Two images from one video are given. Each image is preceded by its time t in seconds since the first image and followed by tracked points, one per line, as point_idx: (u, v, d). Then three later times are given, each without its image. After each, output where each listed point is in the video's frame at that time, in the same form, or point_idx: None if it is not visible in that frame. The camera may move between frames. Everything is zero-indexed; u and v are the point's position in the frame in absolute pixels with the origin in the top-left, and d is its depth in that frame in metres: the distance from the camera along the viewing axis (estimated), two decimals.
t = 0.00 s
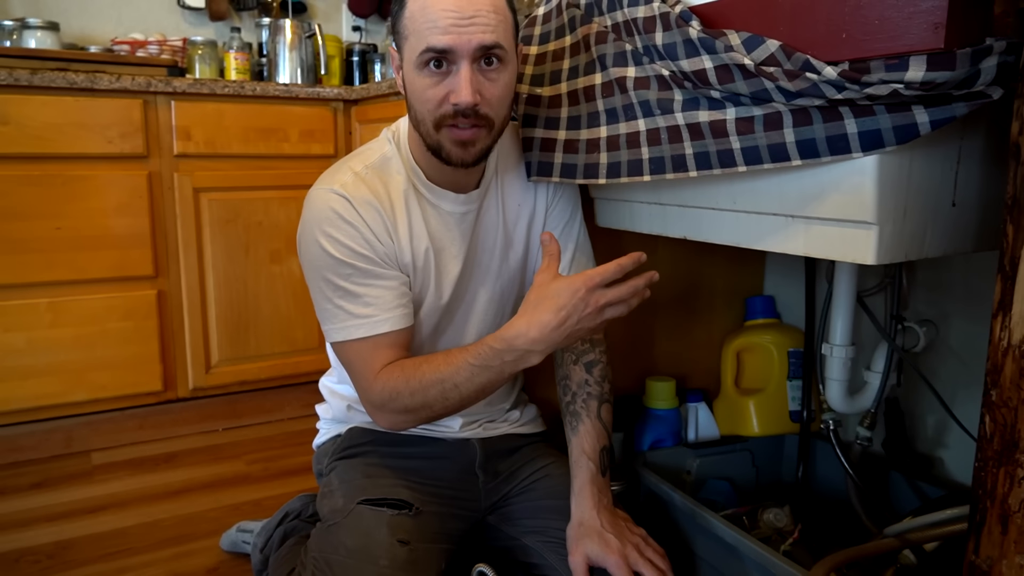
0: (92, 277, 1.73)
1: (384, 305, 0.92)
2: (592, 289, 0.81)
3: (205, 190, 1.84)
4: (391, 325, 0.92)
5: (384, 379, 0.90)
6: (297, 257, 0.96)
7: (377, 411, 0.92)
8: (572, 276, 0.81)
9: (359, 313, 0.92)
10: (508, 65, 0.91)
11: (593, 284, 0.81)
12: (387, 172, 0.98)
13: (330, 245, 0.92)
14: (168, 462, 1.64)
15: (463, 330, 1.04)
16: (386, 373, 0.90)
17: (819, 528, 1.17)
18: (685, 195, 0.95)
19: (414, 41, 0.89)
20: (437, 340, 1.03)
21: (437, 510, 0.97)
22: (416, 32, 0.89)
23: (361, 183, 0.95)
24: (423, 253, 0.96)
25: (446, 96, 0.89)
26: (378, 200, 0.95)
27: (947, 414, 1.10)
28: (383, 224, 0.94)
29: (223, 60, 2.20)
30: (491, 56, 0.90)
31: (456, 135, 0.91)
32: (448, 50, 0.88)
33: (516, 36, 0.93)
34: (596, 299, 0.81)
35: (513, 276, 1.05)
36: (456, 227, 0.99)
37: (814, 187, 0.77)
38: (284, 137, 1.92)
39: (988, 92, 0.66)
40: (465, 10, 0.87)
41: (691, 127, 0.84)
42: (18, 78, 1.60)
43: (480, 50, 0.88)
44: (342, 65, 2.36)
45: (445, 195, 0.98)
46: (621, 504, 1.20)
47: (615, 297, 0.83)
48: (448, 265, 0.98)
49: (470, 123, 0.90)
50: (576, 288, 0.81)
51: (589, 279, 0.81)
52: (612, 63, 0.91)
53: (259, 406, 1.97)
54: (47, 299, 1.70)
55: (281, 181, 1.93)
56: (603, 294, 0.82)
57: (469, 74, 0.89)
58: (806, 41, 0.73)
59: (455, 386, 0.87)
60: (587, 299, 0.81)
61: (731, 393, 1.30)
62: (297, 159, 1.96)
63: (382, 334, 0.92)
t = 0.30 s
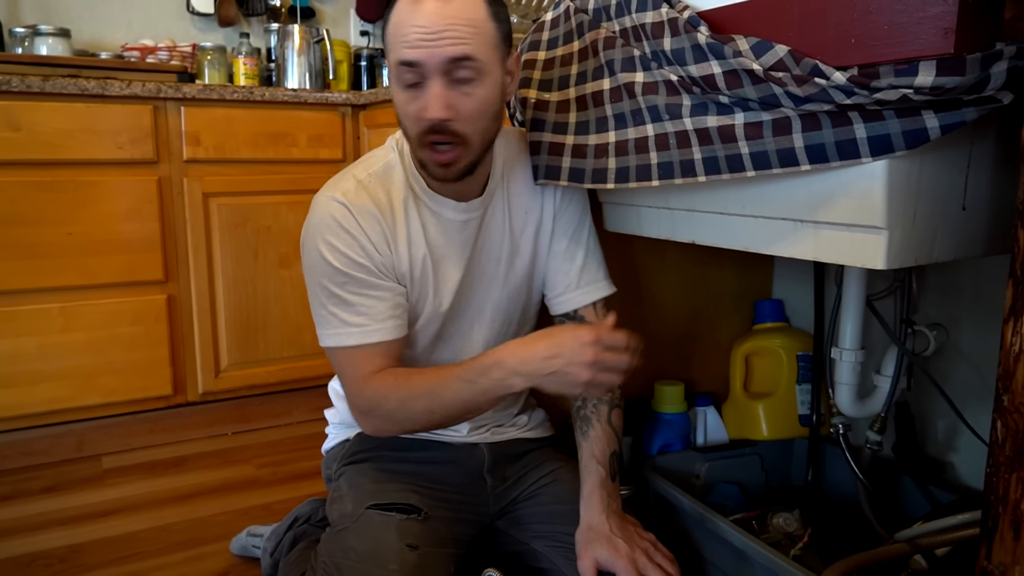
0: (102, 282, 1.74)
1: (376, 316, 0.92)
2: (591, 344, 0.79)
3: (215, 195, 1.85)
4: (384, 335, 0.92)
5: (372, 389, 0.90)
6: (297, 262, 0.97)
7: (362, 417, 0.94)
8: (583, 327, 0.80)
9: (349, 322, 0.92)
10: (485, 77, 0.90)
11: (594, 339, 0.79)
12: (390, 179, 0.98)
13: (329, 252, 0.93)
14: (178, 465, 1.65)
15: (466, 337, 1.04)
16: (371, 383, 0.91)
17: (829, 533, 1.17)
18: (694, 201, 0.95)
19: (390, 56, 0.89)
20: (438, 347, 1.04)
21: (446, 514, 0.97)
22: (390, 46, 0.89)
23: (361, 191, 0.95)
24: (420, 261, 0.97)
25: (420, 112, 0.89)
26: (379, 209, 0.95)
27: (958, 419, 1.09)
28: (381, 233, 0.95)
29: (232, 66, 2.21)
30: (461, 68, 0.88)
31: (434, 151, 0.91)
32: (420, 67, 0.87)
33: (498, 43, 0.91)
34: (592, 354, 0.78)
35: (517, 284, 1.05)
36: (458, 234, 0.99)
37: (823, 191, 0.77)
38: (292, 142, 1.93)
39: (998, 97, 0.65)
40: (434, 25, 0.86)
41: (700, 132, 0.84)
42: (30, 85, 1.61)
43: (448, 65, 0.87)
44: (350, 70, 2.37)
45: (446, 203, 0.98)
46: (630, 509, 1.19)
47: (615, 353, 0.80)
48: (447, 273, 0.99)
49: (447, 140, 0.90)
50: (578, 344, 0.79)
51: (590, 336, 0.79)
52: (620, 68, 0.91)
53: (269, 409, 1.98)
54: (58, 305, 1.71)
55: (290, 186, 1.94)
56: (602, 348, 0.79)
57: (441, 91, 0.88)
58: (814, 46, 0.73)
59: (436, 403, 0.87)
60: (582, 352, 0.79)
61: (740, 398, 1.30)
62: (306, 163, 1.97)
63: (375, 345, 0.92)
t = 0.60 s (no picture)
0: (109, 284, 1.75)
1: (328, 282, 0.90)
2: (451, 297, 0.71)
3: (220, 197, 1.85)
4: (328, 302, 0.89)
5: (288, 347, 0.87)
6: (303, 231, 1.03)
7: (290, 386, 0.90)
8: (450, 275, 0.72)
9: (303, 281, 0.91)
10: (417, 74, 0.93)
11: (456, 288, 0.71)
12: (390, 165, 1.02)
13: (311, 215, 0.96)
14: (184, 467, 1.66)
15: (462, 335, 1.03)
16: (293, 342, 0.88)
17: (834, 534, 1.17)
18: (699, 203, 0.95)
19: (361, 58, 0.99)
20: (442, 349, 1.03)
21: (451, 515, 0.97)
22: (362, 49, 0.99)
23: (359, 171, 1.00)
24: (400, 251, 0.98)
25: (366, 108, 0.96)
26: (369, 186, 0.99)
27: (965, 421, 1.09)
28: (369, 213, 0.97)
29: (238, 68, 2.21)
30: (392, 67, 0.93)
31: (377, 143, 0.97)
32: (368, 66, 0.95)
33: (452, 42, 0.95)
34: (449, 303, 0.70)
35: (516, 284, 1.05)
36: (450, 228, 1.00)
37: (829, 194, 0.77)
38: (298, 144, 1.93)
39: (1003, 99, 0.66)
40: (373, 27, 0.94)
41: (704, 134, 0.84)
42: (37, 88, 1.62)
43: (381, 63, 0.93)
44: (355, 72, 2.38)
45: (439, 193, 0.99)
46: (635, 510, 1.19)
47: (489, 301, 0.70)
48: (433, 263, 1.00)
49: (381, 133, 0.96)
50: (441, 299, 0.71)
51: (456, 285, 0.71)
52: (624, 71, 0.91)
53: (274, 411, 1.98)
54: (65, 307, 1.72)
55: (294, 188, 1.94)
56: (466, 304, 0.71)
57: (376, 87, 0.94)
58: (819, 48, 0.73)
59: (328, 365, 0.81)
60: (439, 304, 0.71)
61: (745, 399, 1.29)
62: (311, 165, 1.97)
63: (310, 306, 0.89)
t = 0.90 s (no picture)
0: (109, 284, 1.75)
1: (321, 295, 0.93)
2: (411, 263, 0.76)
3: (221, 198, 1.86)
4: (320, 315, 0.92)
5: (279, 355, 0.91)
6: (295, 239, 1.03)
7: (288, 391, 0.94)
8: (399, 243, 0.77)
9: (296, 294, 0.94)
10: (479, 61, 0.94)
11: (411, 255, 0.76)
12: (381, 173, 1.01)
13: (303, 228, 0.97)
14: (184, 467, 1.66)
15: (461, 338, 1.03)
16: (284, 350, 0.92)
17: (833, 535, 1.17)
18: (697, 204, 0.95)
19: (387, 52, 0.94)
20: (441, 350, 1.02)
21: (450, 517, 0.97)
22: (387, 43, 0.94)
23: (349, 180, 1.00)
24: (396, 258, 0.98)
25: (420, 99, 0.93)
26: (361, 197, 0.99)
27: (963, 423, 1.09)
28: (361, 223, 0.97)
29: (239, 69, 2.22)
30: (459, 53, 0.93)
31: (436, 135, 0.93)
32: (423, 53, 0.92)
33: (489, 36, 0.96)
34: (415, 270, 0.75)
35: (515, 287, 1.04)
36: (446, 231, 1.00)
37: (827, 196, 0.77)
38: (298, 145, 1.94)
39: (1000, 103, 0.66)
40: (427, 14, 0.91)
41: (703, 137, 0.84)
42: (39, 90, 1.62)
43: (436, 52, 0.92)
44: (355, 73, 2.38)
45: (440, 198, 0.99)
46: (632, 511, 1.17)
47: (444, 251, 0.75)
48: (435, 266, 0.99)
49: (448, 122, 0.93)
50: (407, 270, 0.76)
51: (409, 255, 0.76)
52: (623, 74, 0.92)
53: (274, 411, 1.98)
54: (66, 307, 1.72)
55: (295, 189, 1.95)
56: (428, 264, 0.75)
57: (439, 75, 0.92)
58: (817, 52, 0.73)
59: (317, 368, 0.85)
60: (404, 275, 0.76)
61: (744, 400, 1.30)
62: (311, 167, 1.98)
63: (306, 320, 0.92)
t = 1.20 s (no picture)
0: (105, 284, 1.75)
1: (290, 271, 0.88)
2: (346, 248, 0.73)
3: (217, 198, 1.86)
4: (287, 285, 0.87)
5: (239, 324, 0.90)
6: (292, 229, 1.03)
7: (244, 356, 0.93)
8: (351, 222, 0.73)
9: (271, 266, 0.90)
10: (453, 59, 0.95)
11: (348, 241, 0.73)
12: (382, 168, 1.02)
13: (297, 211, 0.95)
14: (180, 467, 1.66)
15: (456, 334, 1.03)
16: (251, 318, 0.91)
17: (825, 535, 1.18)
18: (691, 206, 0.96)
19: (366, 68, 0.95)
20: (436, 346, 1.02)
21: (445, 515, 0.98)
22: (364, 59, 0.95)
23: (349, 171, 1.00)
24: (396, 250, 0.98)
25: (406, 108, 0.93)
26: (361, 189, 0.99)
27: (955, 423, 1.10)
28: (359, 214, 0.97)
29: (235, 69, 2.22)
30: (431, 54, 0.93)
31: (429, 137, 0.94)
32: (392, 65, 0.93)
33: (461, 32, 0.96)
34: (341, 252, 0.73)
35: (511, 284, 1.05)
36: (445, 228, 1.00)
37: (819, 198, 0.78)
38: (294, 145, 1.94)
39: (989, 107, 0.66)
40: (393, 25, 0.92)
41: (696, 139, 0.84)
42: (35, 89, 1.62)
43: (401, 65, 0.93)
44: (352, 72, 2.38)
45: (438, 194, 1.00)
46: (626, 510, 1.20)
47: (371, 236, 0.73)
48: (432, 261, 0.99)
49: (436, 123, 0.94)
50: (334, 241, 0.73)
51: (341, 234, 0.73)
52: (617, 75, 0.92)
53: (270, 411, 1.99)
54: (61, 307, 1.72)
55: (291, 189, 1.95)
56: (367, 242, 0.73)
57: (417, 81, 0.93)
58: (809, 55, 0.74)
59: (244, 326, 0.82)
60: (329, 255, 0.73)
61: (738, 399, 1.30)
62: (307, 166, 1.98)
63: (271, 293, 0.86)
